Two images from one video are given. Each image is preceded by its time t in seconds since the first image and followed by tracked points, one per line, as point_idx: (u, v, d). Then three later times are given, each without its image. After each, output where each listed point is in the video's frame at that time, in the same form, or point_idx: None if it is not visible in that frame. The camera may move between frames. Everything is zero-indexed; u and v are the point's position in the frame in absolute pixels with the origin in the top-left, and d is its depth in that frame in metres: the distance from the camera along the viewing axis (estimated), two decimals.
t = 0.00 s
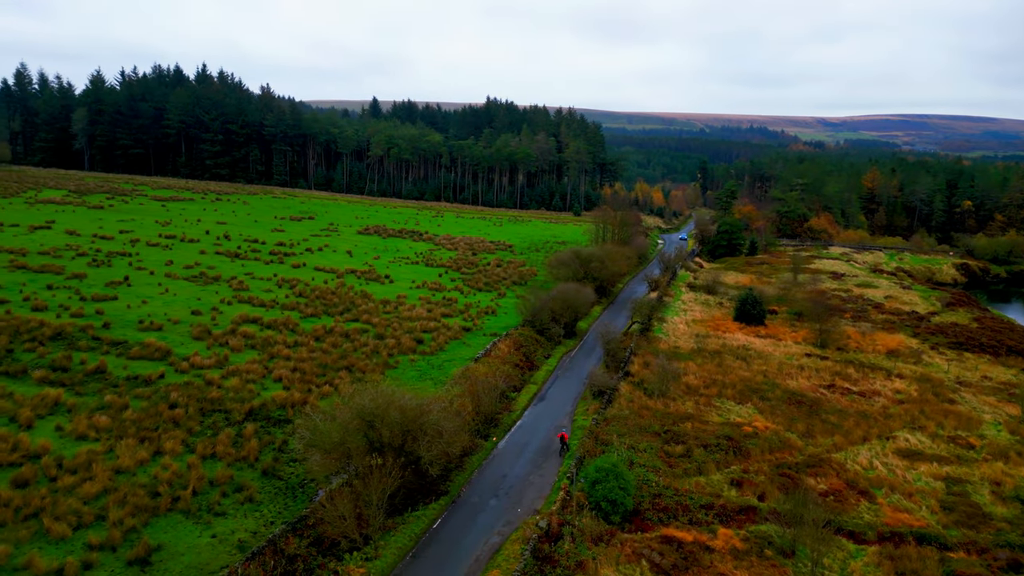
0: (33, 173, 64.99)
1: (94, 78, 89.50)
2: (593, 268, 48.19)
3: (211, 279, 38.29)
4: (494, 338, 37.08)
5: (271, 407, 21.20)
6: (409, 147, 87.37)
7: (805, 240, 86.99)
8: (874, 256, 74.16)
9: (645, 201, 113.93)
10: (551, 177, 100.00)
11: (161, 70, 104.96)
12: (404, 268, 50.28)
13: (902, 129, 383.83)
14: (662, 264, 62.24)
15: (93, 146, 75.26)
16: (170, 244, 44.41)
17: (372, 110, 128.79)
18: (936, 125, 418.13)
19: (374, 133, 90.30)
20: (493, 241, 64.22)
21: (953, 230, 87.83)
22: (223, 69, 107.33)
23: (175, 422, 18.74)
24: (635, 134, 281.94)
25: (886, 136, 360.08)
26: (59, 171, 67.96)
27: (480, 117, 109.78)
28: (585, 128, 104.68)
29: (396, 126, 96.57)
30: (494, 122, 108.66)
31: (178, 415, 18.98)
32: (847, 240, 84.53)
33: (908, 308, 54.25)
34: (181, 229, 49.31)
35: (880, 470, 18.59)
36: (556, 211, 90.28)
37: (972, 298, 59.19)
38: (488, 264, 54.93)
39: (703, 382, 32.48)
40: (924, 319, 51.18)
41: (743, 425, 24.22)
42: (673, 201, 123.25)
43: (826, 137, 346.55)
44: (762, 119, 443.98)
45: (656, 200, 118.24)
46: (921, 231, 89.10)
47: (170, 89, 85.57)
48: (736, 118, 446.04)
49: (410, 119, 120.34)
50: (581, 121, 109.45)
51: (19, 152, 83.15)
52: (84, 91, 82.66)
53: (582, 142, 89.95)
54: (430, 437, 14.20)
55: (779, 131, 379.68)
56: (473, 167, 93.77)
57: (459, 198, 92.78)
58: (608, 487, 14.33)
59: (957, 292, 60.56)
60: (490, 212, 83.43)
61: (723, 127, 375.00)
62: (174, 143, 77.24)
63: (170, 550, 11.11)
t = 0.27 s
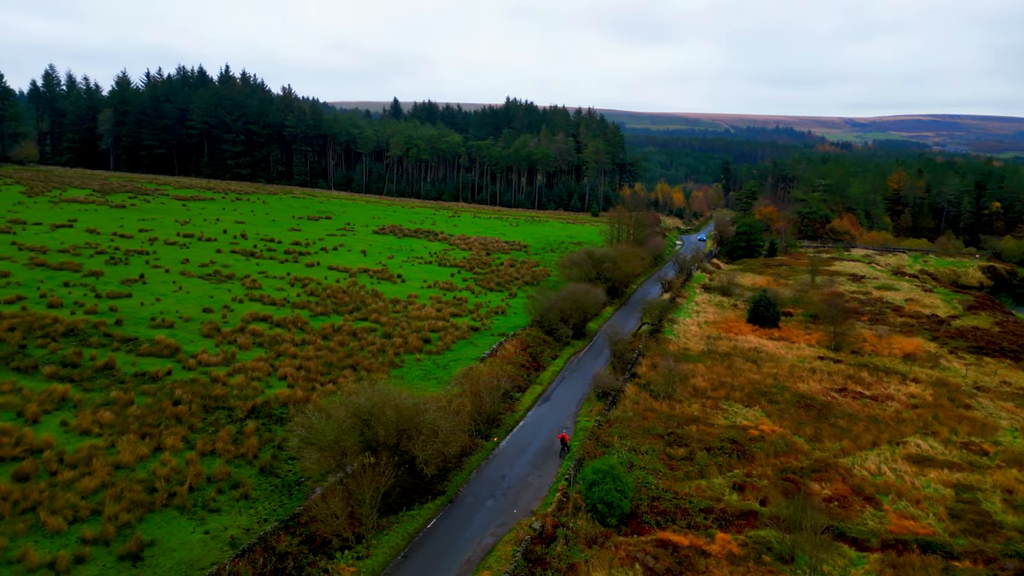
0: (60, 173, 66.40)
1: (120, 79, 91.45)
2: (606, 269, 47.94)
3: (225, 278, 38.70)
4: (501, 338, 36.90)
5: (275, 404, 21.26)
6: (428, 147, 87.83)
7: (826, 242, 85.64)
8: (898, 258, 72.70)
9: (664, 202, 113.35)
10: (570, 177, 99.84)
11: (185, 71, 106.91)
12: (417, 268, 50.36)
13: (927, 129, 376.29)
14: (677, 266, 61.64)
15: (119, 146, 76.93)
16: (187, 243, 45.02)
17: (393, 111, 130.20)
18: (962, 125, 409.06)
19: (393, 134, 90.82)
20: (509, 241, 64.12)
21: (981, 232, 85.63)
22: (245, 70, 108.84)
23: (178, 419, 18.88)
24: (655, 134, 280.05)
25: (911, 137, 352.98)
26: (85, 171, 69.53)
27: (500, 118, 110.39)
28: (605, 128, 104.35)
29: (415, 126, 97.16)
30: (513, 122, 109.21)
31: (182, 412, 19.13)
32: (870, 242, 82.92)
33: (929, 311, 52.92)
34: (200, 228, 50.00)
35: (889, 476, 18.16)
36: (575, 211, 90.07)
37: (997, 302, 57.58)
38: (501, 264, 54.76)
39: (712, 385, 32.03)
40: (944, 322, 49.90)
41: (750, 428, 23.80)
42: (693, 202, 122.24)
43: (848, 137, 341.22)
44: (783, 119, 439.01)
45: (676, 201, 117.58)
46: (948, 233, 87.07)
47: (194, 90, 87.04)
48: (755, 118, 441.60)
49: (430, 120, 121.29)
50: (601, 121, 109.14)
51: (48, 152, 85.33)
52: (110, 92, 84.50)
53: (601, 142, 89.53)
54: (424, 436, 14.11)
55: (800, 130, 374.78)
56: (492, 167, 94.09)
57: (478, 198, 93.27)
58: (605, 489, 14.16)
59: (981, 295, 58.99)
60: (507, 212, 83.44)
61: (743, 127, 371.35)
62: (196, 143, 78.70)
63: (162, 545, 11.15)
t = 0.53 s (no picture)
0: (85, 173, 67.42)
1: (145, 81, 93.23)
2: (618, 270, 47.61)
3: (238, 277, 39.01)
4: (507, 338, 36.58)
5: (277, 402, 21.26)
6: (445, 148, 88.41)
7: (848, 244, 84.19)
8: (923, 261, 71.22)
9: (683, 203, 112.51)
10: (589, 178, 99.51)
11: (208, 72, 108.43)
12: (429, 268, 50.31)
13: (953, 130, 368.50)
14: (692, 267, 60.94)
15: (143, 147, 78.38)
16: (203, 242, 45.53)
17: (414, 112, 131.59)
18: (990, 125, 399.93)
19: (412, 135, 91.45)
20: (523, 241, 63.88)
21: (1011, 234, 83.35)
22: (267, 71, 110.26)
23: (180, 416, 18.95)
24: (674, 135, 277.89)
25: (936, 138, 345.81)
26: (109, 171, 70.89)
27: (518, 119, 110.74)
28: (624, 129, 103.91)
29: (433, 127, 97.55)
30: (532, 123, 109.46)
31: (184, 409, 19.22)
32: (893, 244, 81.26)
33: (950, 314, 51.57)
34: (217, 228, 50.56)
35: (898, 482, 17.69)
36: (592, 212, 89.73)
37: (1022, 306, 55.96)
38: (514, 264, 54.43)
39: (720, 388, 31.58)
40: (965, 325, 48.60)
41: (755, 432, 23.34)
42: (715, 203, 120.93)
43: (871, 138, 335.20)
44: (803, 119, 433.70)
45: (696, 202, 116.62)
46: (976, 235, 84.95)
47: (216, 92, 88.30)
48: (775, 118, 436.96)
49: (449, 121, 122.10)
50: (620, 121, 108.65)
51: (75, 154, 87.36)
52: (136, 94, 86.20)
53: (619, 143, 89.09)
54: (420, 436, 14.07)
55: (821, 131, 369.69)
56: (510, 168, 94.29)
57: (495, 199, 93.59)
58: (601, 492, 13.96)
59: (1005, 298, 57.35)
60: (524, 213, 83.24)
61: (763, 128, 367.44)
62: (218, 144, 79.86)
63: (154, 541, 11.22)
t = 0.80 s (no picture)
0: (109, 174, 68.71)
1: (169, 83, 94.54)
2: (631, 271, 47.19)
3: (251, 276, 39.33)
4: (514, 339, 36.28)
5: (279, 401, 21.26)
6: (464, 149, 88.74)
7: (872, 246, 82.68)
8: (949, 264, 69.63)
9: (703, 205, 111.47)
10: (607, 179, 99.12)
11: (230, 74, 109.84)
12: (441, 268, 50.26)
13: (980, 130, 360.46)
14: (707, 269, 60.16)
15: (166, 148, 79.17)
16: (219, 241, 46.00)
17: (434, 113, 132.28)
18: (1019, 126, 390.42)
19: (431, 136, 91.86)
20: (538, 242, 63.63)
21: None
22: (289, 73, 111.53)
23: (182, 413, 19.03)
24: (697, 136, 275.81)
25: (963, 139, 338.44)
26: (133, 171, 72.00)
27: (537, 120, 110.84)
28: (643, 129, 103.30)
29: (452, 127, 97.81)
30: (551, 123, 109.50)
31: (187, 406, 19.29)
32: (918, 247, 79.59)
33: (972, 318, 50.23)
34: (234, 228, 51.09)
35: (907, 490, 17.20)
36: (610, 213, 89.40)
37: None
38: (527, 265, 54.14)
39: (729, 391, 31.05)
40: (987, 329, 47.29)
41: (762, 437, 22.86)
42: (736, 205, 119.59)
43: (898, 139, 328.33)
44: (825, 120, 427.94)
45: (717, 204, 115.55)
46: (1005, 238, 82.78)
47: (237, 93, 89.27)
48: (796, 119, 431.85)
49: (468, 121, 122.46)
50: (640, 122, 108.06)
51: (101, 154, 89.07)
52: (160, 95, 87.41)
53: (638, 143, 88.59)
54: (414, 436, 14.02)
55: (843, 132, 364.29)
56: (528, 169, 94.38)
57: (513, 199, 93.75)
58: (598, 495, 13.80)
59: None
60: (542, 214, 83.14)
61: (784, 130, 363.09)
62: (239, 145, 81.00)
63: (146, 538, 11.23)
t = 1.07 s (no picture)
0: (133, 174, 69.95)
1: (192, 85, 95.90)
2: (645, 273, 46.76)
3: (264, 275, 39.62)
4: (522, 340, 36.03)
5: (283, 400, 21.28)
6: (483, 149, 88.84)
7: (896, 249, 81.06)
8: (976, 267, 67.89)
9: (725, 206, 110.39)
10: (627, 180, 98.74)
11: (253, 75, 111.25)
12: (454, 268, 50.23)
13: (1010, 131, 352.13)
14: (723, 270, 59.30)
15: (189, 149, 80.07)
16: (235, 241, 46.49)
17: (455, 114, 133.09)
18: None
19: (450, 137, 92.17)
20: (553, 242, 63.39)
21: None
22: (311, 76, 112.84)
23: (184, 410, 19.09)
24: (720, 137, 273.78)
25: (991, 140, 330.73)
26: (156, 172, 73.17)
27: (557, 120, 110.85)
28: (664, 128, 102.62)
29: (472, 129, 98.16)
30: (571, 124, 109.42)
31: (189, 404, 19.34)
32: (943, 249, 77.81)
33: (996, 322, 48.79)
34: (251, 227, 51.62)
35: (917, 498, 16.72)
36: (629, 214, 88.82)
37: None
38: (540, 266, 53.90)
39: (739, 394, 30.52)
40: (1010, 333, 45.94)
41: (770, 442, 22.38)
42: (759, 207, 118.18)
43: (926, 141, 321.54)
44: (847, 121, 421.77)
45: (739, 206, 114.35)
46: None
47: (258, 95, 90.19)
48: (818, 120, 426.40)
49: (487, 122, 122.96)
50: (661, 122, 107.38)
51: (126, 154, 90.71)
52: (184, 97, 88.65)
53: (658, 143, 88.00)
54: (408, 436, 13.94)
55: (865, 133, 358.74)
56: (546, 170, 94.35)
57: (532, 200, 93.92)
58: (596, 498, 13.61)
59: None
60: (559, 215, 82.91)
61: (806, 131, 358.46)
62: (260, 146, 82.04)
63: (138, 535, 11.24)
